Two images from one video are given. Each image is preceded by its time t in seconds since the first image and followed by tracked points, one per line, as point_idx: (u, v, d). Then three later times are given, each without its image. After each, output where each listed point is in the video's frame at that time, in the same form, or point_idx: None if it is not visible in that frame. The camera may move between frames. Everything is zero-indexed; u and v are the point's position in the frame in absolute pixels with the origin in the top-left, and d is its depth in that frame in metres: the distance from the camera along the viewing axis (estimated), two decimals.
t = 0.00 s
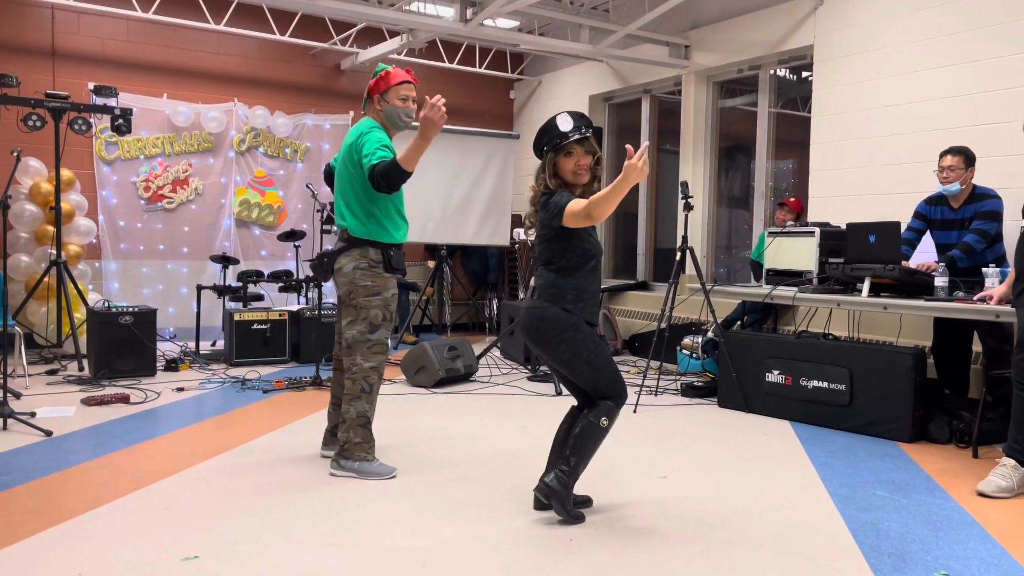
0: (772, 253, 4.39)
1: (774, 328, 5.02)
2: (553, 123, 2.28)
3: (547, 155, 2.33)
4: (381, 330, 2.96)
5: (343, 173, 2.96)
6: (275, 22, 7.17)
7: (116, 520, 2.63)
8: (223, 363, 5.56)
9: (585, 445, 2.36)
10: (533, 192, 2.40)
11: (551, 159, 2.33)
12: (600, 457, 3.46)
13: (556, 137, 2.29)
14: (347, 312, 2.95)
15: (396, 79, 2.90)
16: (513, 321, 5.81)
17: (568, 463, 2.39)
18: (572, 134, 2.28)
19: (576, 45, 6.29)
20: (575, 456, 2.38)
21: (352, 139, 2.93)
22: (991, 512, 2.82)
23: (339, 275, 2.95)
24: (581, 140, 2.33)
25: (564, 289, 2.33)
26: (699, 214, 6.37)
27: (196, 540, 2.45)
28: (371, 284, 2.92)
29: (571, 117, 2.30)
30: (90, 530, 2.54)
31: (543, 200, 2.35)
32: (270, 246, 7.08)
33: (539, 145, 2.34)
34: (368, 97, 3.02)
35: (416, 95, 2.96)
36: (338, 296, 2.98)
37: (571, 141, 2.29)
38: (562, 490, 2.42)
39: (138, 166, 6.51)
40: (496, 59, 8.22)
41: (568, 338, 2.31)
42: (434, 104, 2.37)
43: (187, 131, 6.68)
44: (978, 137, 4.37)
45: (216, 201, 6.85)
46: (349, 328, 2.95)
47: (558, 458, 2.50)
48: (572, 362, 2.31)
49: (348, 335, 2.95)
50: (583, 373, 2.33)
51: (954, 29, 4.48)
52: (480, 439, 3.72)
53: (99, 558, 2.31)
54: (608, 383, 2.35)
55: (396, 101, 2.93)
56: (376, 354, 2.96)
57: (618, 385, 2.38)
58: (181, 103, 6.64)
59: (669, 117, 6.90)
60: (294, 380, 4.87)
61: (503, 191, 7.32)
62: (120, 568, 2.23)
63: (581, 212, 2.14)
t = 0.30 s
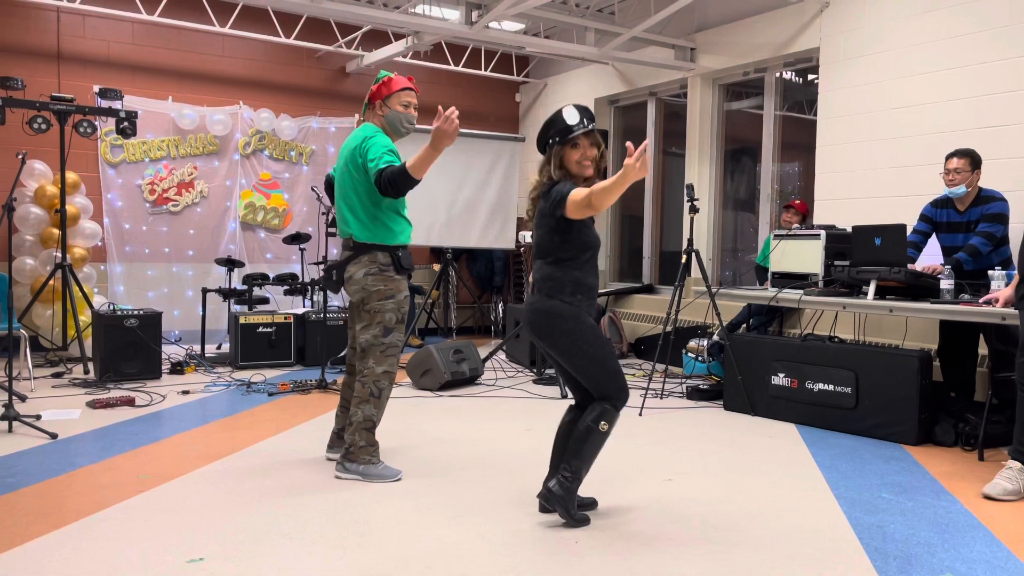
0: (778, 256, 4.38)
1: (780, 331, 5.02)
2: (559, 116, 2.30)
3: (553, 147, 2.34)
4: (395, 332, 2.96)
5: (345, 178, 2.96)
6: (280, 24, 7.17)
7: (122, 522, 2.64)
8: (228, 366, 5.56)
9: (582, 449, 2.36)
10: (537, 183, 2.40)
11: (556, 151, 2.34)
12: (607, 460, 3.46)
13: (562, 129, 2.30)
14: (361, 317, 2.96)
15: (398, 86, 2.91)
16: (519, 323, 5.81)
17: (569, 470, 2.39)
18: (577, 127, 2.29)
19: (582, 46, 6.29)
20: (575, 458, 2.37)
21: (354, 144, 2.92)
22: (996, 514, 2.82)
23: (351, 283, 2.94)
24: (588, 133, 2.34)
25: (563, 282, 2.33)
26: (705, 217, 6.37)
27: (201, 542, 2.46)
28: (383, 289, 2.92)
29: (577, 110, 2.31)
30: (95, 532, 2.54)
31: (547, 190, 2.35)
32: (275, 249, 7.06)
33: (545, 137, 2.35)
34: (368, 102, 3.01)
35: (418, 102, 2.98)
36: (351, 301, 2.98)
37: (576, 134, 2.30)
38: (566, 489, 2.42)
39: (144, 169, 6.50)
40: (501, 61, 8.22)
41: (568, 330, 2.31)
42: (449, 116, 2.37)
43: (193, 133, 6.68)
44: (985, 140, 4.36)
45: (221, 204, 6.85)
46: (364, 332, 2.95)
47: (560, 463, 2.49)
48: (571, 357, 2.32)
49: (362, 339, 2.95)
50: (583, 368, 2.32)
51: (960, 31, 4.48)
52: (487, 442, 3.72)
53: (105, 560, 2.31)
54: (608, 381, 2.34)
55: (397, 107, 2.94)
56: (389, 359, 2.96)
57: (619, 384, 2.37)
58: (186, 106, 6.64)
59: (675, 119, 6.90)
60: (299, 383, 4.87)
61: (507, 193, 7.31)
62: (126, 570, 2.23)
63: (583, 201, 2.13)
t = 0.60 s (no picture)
0: (780, 252, 4.39)
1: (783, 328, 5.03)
2: (556, 102, 2.28)
3: (547, 133, 2.34)
4: (394, 333, 2.96)
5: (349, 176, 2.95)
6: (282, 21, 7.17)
7: (125, 519, 2.64)
8: (231, 363, 5.57)
9: (573, 444, 2.35)
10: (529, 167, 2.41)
11: (549, 138, 2.34)
12: (611, 457, 3.46)
13: (558, 117, 2.29)
14: (356, 319, 2.94)
15: (401, 84, 2.91)
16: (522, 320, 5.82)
17: (566, 469, 2.40)
18: (573, 116, 2.29)
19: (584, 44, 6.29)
20: (567, 452, 2.37)
21: (359, 144, 2.91)
22: (998, 511, 2.83)
23: (345, 283, 2.94)
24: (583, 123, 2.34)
25: (562, 267, 2.33)
26: (708, 213, 6.37)
27: (204, 539, 2.46)
28: (377, 290, 2.92)
29: (574, 99, 2.30)
30: (97, 529, 2.54)
31: (541, 175, 2.36)
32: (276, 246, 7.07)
33: (541, 123, 2.34)
34: (372, 102, 3.01)
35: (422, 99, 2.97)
36: (345, 302, 2.97)
37: (572, 123, 2.29)
38: (561, 484, 2.42)
39: (146, 166, 6.51)
40: (504, 58, 8.21)
41: (561, 318, 2.31)
42: (445, 105, 2.38)
43: (195, 131, 6.68)
44: (988, 137, 4.37)
45: (224, 202, 6.84)
46: (365, 333, 2.95)
47: (557, 464, 2.50)
48: (564, 347, 2.31)
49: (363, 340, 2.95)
50: (574, 359, 2.32)
51: (963, 28, 4.48)
52: (490, 439, 3.72)
53: (109, 557, 2.31)
54: (597, 375, 2.33)
55: (401, 106, 2.94)
56: (394, 358, 2.95)
57: (609, 380, 2.36)
58: (188, 103, 6.63)
59: (678, 116, 6.90)
60: (302, 380, 4.87)
61: (510, 190, 7.31)
62: (129, 567, 2.24)
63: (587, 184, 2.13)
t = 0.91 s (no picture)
0: (781, 249, 4.40)
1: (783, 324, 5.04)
2: (551, 95, 2.28)
3: (543, 125, 2.34)
4: (402, 328, 2.96)
5: (349, 174, 2.95)
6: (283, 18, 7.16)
7: (127, 516, 2.64)
8: (231, 360, 5.56)
9: (570, 442, 2.35)
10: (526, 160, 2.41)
11: (545, 130, 2.34)
12: (612, 453, 3.47)
13: (554, 109, 2.29)
14: (367, 315, 2.95)
15: (407, 85, 2.89)
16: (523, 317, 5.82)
17: (565, 467, 2.40)
18: (569, 109, 2.29)
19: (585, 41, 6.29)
20: (565, 449, 2.37)
21: (358, 142, 2.91)
22: (999, 508, 2.83)
23: (354, 281, 2.94)
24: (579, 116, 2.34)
25: (563, 261, 2.33)
26: (708, 210, 6.38)
27: (206, 537, 2.46)
28: (387, 285, 2.92)
29: (569, 91, 2.29)
30: (98, 527, 2.54)
31: (538, 170, 2.37)
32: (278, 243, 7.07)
33: (536, 115, 2.34)
34: (378, 100, 3.01)
35: (426, 102, 2.95)
36: (357, 300, 2.98)
37: (567, 115, 2.29)
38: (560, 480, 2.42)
39: (146, 163, 6.50)
40: (504, 55, 8.21)
41: (562, 312, 2.30)
42: (452, 111, 2.38)
43: (195, 128, 6.67)
44: (989, 133, 4.37)
45: (224, 198, 6.83)
46: (370, 329, 2.95)
47: (556, 462, 2.51)
48: (564, 342, 2.31)
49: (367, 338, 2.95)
50: (572, 354, 2.32)
51: (964, 24, 4.48)
52: (492, 436, 3.72)
53: (110, 554, 2.31)
54: (595, 372, 2.32)
55: (405, 107, 2.92)
56: (397, 353, 2.95)
57: (606, 376, 2.35)
58: (188, 100, 6.62)
59: (678, 113, 6.91)
60: (303, 377, 4.87)
61: (510, 187, 7.31)
62: (131, 564, 2.24)
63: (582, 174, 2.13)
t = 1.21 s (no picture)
0: (776, 246, 4.40)
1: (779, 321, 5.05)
2: (548, 111, 2.31)
3: (540, 142, 2.34)
4: (400, 323, 2.97)
5: (346, 170, 2.94)
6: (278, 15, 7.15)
7: (121, 514, 2.63)
8: (227, 358, 5.56)
9: (581, 440, 2.35)
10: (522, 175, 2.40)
11: (541, 146, 2.34)
12: (607, 450, 3.47)
13: (551, 124, 2.30)
14: (368, 309, 2.95)
15: (395, 76, 2.90)
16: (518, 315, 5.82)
17: (568, 460, 2.40)
18: (565, 125, 2.30)
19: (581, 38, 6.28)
20: (573, 448, 2.37)
21: (353, 137, 2.90)
22: (993, 504, 2.84)
23: (357, 277, 2.95)
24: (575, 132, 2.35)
25: (552, 271, 2.33)
26: (704, 207, 6.39)
27: (200, 535, 2.45)
28: (390, 280, 2.92)
29: (565, 107, 2.32)
30: (93, 525, 2.53)
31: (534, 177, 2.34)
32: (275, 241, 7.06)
33: (532, 131, 2.35)
34: (367, 95, 3.00)
35: (417, 91, 2.95)
36: (359, 293, 2.98)
37: (563, 131, 2.30)
38: (563, 481, 2.42)
39: (141, 160, 6.48)
40: (501, 53, 8.21)
41: (562, 323, 2.31)
42: (447, 92, 2.37)
43: (191, 125, 6.66)
44: (984, 130, 4.38)
45: (220, 196, 6.82)
46: (371, 323, 2.95)
47: (559, 455, 2.50)
48: (568, 347, 2.32)
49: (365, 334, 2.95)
50: (580, 358, 2.32)
51: (958, 21, 4.49)
52: (488, 433, 3.72)
53: (104, 552, 2.31)
54: (603, 374, 2.32)
55: (396, 97, 2.92)
56: (394, 348, 2.96)
57: (617, 375, 2.35)
58: (183, 97, 6.61)
59: (674, 110, 6.91)
60: (299, 375, 4.87)
61: (507, 185, 7.32)
62: (126, 562, 2.23)
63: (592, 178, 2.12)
